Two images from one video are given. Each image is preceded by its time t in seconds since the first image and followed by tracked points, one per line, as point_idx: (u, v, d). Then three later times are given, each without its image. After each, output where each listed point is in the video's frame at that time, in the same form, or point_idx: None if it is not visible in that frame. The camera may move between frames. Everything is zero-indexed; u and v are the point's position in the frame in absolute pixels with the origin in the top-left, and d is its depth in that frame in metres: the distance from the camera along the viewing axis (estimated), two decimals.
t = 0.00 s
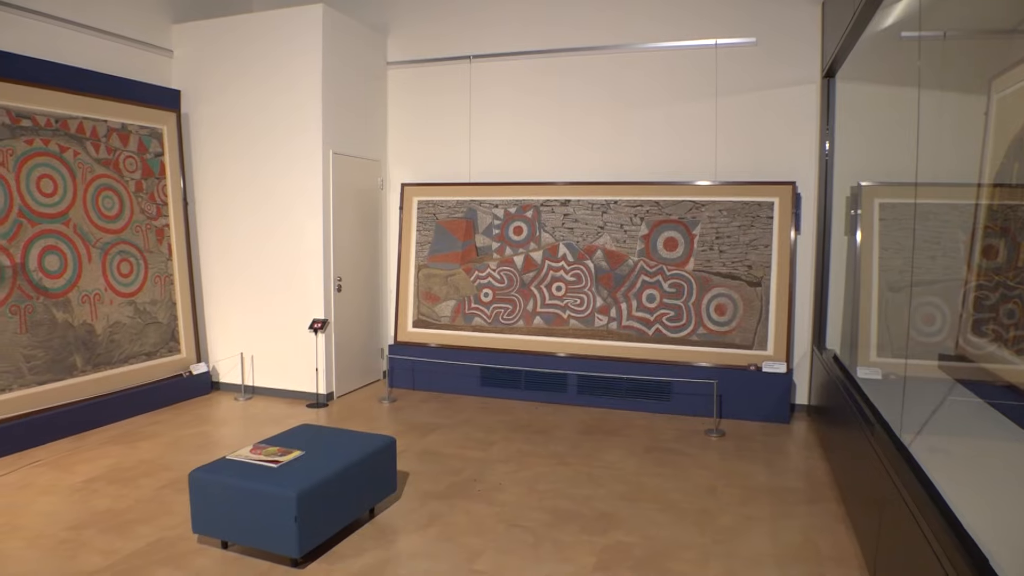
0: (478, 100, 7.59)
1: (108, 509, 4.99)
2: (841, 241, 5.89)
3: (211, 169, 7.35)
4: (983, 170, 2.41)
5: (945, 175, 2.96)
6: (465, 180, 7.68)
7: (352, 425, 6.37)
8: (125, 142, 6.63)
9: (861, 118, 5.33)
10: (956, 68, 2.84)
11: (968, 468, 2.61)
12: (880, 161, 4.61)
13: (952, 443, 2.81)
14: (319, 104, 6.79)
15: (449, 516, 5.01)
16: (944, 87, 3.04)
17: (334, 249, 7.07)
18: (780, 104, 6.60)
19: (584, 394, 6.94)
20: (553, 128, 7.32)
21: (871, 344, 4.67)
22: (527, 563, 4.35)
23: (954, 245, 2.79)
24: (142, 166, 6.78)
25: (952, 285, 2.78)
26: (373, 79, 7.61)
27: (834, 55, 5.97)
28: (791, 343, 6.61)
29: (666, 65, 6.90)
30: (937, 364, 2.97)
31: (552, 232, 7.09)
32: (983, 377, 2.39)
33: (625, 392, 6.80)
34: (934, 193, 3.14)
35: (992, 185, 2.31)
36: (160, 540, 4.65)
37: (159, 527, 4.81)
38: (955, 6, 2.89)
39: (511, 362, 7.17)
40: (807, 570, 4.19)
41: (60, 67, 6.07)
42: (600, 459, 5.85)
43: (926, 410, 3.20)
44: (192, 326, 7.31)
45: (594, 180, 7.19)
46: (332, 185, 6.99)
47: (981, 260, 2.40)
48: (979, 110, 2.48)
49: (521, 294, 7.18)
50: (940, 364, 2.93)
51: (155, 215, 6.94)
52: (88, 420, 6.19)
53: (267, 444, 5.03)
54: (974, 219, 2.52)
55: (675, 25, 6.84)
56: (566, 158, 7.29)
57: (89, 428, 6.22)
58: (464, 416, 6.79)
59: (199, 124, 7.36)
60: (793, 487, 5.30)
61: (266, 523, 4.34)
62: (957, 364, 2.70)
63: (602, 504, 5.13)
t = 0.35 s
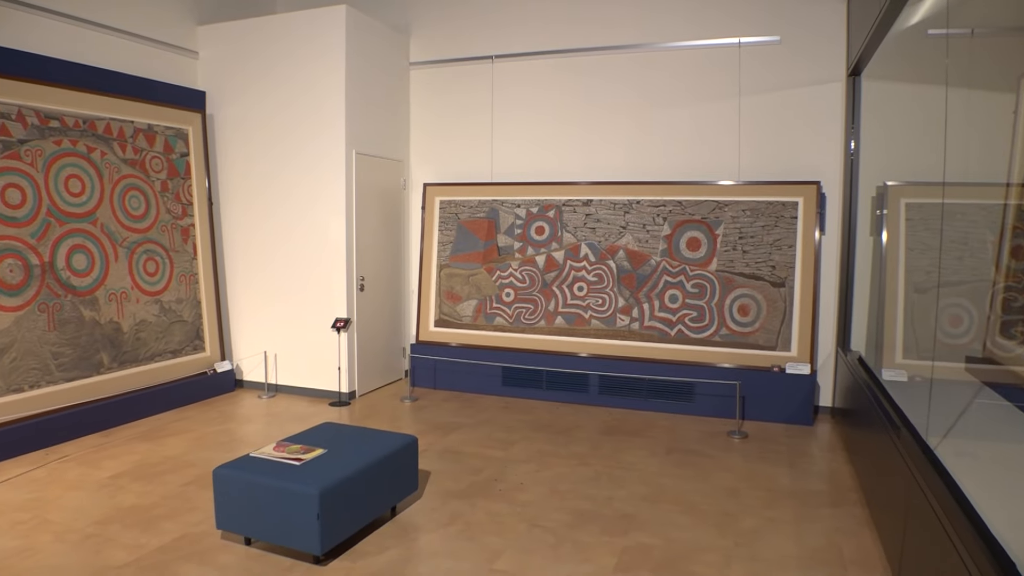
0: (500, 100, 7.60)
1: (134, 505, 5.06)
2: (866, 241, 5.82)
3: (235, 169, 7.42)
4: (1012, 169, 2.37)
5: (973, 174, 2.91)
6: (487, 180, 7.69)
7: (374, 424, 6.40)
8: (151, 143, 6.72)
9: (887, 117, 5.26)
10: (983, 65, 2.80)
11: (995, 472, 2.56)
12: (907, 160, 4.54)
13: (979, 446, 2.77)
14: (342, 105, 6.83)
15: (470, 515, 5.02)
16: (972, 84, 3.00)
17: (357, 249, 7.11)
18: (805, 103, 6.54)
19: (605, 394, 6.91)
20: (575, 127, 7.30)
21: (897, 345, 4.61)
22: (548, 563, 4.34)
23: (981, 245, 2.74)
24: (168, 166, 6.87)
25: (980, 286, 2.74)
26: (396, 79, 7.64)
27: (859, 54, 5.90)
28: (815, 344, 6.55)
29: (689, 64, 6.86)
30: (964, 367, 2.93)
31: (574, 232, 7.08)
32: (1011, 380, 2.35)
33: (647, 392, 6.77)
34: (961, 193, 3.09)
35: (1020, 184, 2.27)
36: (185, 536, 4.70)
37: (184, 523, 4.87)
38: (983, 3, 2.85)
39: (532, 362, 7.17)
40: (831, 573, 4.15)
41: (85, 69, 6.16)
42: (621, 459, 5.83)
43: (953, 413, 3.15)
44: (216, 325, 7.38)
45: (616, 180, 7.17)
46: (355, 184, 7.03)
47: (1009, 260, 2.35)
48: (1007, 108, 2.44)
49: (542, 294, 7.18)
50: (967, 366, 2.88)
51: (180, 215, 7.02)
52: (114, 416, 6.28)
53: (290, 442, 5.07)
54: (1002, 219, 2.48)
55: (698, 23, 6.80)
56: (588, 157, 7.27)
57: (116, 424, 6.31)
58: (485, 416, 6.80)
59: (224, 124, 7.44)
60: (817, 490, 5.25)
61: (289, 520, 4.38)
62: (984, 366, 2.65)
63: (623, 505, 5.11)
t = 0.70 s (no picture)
0: (524, 100, 7.60)
1: (161, 501, 5.12)
2: (893, 242, 5.74)
3: (261, 169, 7.49)
4: None
5: (1003, 173, 2.86)
6: (511, 180, 7.70)
7: (397, 423, 6.43)
8: (178, 143, 6.80)
9: (915, 115, 5.19)
10: (1013, 63, 2.75)
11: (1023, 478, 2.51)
12: (935, 159, 4.47)
13: (1008, 451, 2.72)
14: (366, 105, 6.87)
15: (492, 515, 5.02)
16: (1002, 82, 2.95)
17: (380, 248, 7.15)
18: (832, 102, 6.46)
19: (628, 395, 6.89)
20: (599, 127, 7.28)
21: (925, 347, 4.53)
22: (570, 564, 4.33)
23: (1012, 246, 2.69)
24: (194, 167, 6.95)
25: (1010, 287, 2.68)
26: (419, 79, 7.67)
27: (887, 51, 5.82)
28: (841, 346, 6.47)
29: (713, 63, 6.81)
30: (994, 370, 2.87)
31: (597, 232, 7.06)
32: None
33: (670, 393, 6.74)
34: (991, 193, 3.04)
35: None
36: (210, 532, 4.76)
37: (209, 519, 4.92)
38: None
39: (555, 362, 7.16)
40: None
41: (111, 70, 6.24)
42: (644, 460, 5.80)
43: (982, 417, 3.09)
44: (242, 323, 7.46)
45: (640, 179, 7.14)
46: (379, 184, 7.06)
47: None
48: None
49: (566, 294, 7.17)
50: (997, 370, 2.83)
51: (207, 214, 7.10)
52: (141, 413, 6.38)
53: (314, 439, 5.11)
54: None
55: (723, 22, 6.75)
56: (612, 157, 7.25)
57: (143, 421, 6.40)
58: (507, 415, 6.80)
59: (250, 125, 7.51)
60: (842, 494, 5.18)
61: (313, 518, 4.41)
62: (1014, 370, 2.60)
63: (646, 506, 5.09)
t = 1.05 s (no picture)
0: (550, 100, 7.59)
1: (191, 496, 5.19)
2: (925, 242, 5.64)
3: (290, 169, 7.57)
4: None
5: None
6: (538, 180, 7.70)
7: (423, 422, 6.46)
8: (209, 144, 6.89)
9: (948, 114, 5.09)
10: None
11: None
12: (969, 158, 4.39)
13: None
14: (393, 105, 6.90)
15: (518, 514, 5.02)
16: None
17: (408, 247, 7.18)
18: (864, 100, 6.36)
19: (654, 396, 6.85)
20: (627, 127, 7.25)
21: (958, 350, 4.45)
22: (595, 565, 4.32)
23: None
24: (225, 167, 7.04)
25: None
26: (447, 79, 7.70)
27: (920, 49, 5.72)
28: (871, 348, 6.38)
29: (743, 61, 6.75)
30: None
31: (625, 232, 7.03)
32: None
33: (697, 394, 6.69)
34: None
35: None
36: (239, 528, 4.81)
37: (238, 515, 4.98)
38: None
39: (581, 362, 7.15)
40: None
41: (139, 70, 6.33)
42: (670, 462, 5.77)
43: (1017, 421, 3.02)
44: (271, 321, 7.54)
45: (668, 179, 7.09)
46: (406, 184, 7.10)
47: None
48: None
49: (592, 294, 7.14)
50: None
51: (237, 213, 7.18)
52: (172, 410, 6.47)
53: (341, 437, 5.15)
54: None
55: (752, 19, 6.68)
56: (639, 156, 7.22)
57: (173, 417, 6.50)
58: (533, 415, 6.80)
59: (279, 125, 7.59)
60: (872, 498, 5.11)
61: (340, 515, 4.44)
62: None
63: (672, 507, 5.05)
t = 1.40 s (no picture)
0: (582, 98, 7.58)
1: (226, 491, 5.26)
2: (965, 243, 5.52)
3: (323, 168, 7.64)
4: None
5: None
6: (569, 179, 7.68)
7: (454, 420, 6.48)
8: (244, 143, 6.97)
9: (988, 112, 4.98)
10: None
11: None
12: (1010, 157, 4.30)
13: None
14: (425, 105, 6.93)
15: (548, 514, 5.01)
16: None
17: (439, 246, 7.21)
18: (902, 97, 6.25)
19: (685, 396, 6.80)
20: (660, 125, 7.21)
21: (998, 353, 4.35)
22: (626, 566, 4.30)
23: None
24: (260, 166, 7.12)
25: None
26: (479, 78, 7.72)
27: (959, 45, 5.60)
28: (908, 349, 6.27)
29: (778, 59, 6.67)
30: None
31: (657, 231, 6.98)
32: None
33: (729, 396, 6.62)
34: None
35: None
36: (272, 522, 4.87)
37: (271, 510, 5.03)
38: None
39: (612, 362, 7.12)
40: None
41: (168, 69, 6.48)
42: (702, 463, 5.72)
43: None
44: (304, 319, 7.61)
45: (701, 178, 7.04)
46: (438, 183, 7.13)
47: None
48: None
49: (624, 293, 7.11)
50: None
51: (271, 212, 7.26)
52: (207, 405, 6.56)
53: (374, 435, 5.19)
54: None
55: (788, 16, 6.60)
56: (672, 155, 7.17)
57: (208, 413, 6.59)
58: (564, 415, 6.79)
59: (313, 125, 7.67)
60: (908, 502, 5.01)
61: (372, 512, 4.47)
62: None
63: (704, 509, 5.01)
